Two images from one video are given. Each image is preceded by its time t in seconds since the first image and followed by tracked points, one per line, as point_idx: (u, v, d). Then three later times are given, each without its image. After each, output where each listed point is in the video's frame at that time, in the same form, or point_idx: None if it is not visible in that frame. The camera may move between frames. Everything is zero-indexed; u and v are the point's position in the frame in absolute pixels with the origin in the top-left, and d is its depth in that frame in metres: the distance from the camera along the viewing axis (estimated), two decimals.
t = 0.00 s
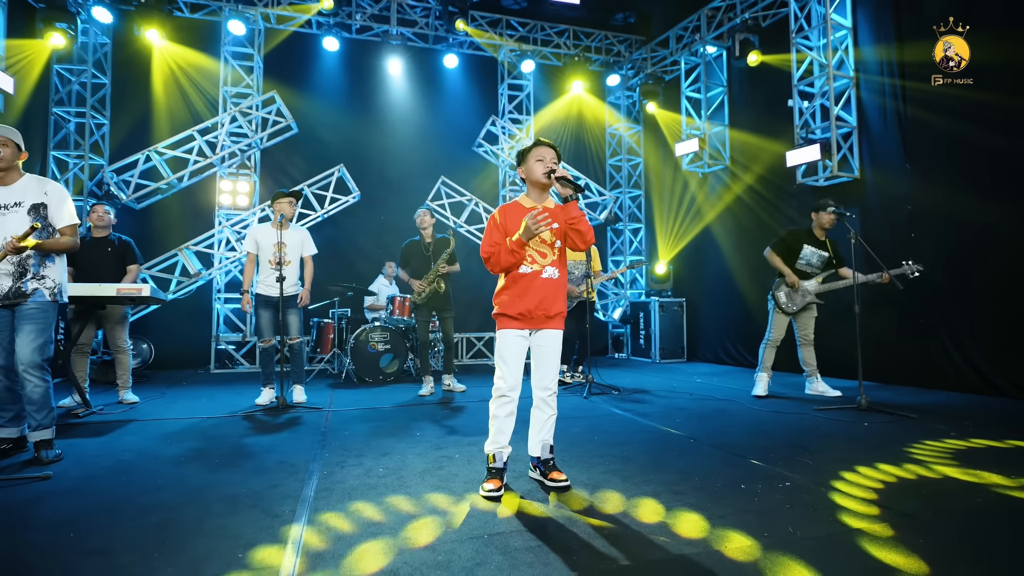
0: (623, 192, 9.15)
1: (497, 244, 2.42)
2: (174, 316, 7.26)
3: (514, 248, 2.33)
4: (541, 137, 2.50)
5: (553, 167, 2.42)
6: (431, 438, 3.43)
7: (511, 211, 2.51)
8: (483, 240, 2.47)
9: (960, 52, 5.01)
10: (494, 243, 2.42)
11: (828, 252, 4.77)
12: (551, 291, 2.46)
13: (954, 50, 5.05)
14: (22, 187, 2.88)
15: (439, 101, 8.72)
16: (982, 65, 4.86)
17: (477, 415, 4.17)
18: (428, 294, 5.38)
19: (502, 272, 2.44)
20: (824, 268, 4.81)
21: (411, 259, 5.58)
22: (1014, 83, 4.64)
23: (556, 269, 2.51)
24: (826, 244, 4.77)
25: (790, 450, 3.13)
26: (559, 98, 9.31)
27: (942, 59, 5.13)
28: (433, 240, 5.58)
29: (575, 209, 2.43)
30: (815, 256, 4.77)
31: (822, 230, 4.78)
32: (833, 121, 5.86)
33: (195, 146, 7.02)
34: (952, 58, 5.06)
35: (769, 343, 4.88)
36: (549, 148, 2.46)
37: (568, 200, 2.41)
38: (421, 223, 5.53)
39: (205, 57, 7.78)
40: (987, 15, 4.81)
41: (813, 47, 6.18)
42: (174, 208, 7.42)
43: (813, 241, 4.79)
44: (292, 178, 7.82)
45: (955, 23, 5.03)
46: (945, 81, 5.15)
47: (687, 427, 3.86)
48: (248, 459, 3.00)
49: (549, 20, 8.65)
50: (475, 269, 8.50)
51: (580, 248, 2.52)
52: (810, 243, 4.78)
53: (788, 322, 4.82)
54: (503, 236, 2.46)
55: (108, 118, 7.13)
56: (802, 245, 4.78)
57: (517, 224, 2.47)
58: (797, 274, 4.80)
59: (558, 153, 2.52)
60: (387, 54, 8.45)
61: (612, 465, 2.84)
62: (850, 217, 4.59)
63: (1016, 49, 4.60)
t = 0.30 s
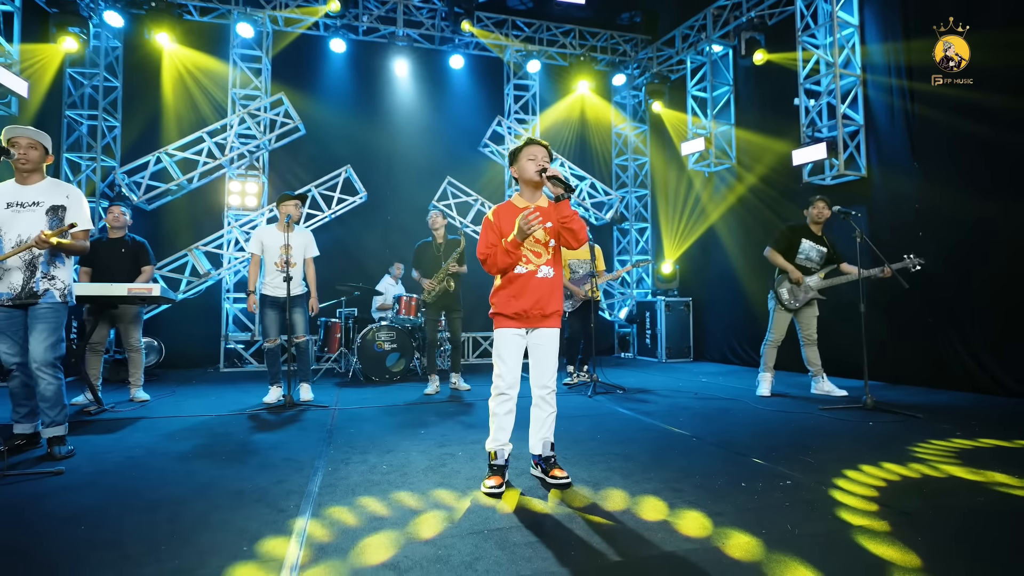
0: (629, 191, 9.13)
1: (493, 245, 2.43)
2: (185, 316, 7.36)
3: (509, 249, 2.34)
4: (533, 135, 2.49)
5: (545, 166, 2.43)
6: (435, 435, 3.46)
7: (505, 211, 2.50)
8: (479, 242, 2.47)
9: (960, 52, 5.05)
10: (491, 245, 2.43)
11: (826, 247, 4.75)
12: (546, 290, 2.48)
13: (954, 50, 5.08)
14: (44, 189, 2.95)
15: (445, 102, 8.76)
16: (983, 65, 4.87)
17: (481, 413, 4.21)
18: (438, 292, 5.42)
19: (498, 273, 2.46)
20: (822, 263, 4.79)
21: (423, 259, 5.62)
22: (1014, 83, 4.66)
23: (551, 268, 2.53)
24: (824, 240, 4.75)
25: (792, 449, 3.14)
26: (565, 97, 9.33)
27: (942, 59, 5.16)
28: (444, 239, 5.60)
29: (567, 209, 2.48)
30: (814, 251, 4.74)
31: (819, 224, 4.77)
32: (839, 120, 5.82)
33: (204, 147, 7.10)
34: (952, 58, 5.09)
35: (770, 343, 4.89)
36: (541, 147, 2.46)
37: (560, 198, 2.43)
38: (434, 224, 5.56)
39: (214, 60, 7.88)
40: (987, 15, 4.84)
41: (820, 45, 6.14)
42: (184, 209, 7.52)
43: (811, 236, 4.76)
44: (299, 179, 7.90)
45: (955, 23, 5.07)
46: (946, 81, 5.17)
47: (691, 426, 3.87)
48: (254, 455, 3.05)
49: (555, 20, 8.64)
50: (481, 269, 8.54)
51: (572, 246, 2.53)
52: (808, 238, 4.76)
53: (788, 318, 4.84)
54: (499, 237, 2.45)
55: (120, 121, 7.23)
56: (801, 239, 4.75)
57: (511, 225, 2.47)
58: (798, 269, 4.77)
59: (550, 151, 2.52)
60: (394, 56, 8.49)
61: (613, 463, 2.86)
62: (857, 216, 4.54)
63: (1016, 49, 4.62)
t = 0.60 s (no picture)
0: (635, 191, 9.08)
1: (486, 245, 2.49)
2: (196, 315, 7.46)
3: (501, 249, 2.36)
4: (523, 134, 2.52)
5: (536, 164, 2.45)
6: (439, 433, 3.50)
7: (497, 211, 2.54)
8: (473, 243, 2.53)
9: (960, 52, 5.08)
10: (484, 245, 2.49)
11: (818, 240, 4.80)
12: (542, 289, 2.49)
13: (954, 50, 5.11)
14: (60, 192, 3.03)
15: (451, 102, 8.80)
16: (985, 64, 4.89)
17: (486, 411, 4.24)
18: (450, 291, 5.42)
19: (492, 273, 2.47)
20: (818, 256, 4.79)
21: (439, 260, 5.69)
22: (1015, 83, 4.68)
23: (545, 266, 2.54)
24: (813, 233, 4.81)
25: (795, 448, 3.14)
26: (570, 96, 9.36)
27: (942, 59, 5.19)
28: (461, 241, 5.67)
29: (558, 205, 2.47)
30: (805, 245, 4.77)
31: (804, 220, 4.85)
32: (846, 118, 5.78)
33: (214, 149, 7.19)
34: (952, 58, 5.12)
35: (775, 343, 4.86)
36: (531, 145, 2.48)
37: (551, 196, 2.44)
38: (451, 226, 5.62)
39: (223, 63, 7.98)
40: (988, 15, 4.87)
41: (827, 43, 6.11)
42: (195, 210, 7.62)
43: (799, 232, 4.83)
44: (308, 180, 7.98)
45: (955, 23, 5.11)
46: (946, 81, 5.20)
47: (694, 425, 3.88)
48: (261, 452, 3.10)
49: (561, 20, 8.65)
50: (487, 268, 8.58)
51: (566, 244, 2.53)
52: (796, 234, 4.81)
53: (794, 317, 4.79)
54: (491, 237, 2.51)
55: (132, 124, 7.35)
56: (789, 237, 4.80)
57: (504, 224, 2.51)
58: (794, 267, 4.77)
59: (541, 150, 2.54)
60: (400, 56, 8.55)
61: (615, 461, 2.88)
62: (863, 212, 4.51)
63: (1016, 50, 4.64)
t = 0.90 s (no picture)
0: (641, 190, 9.08)
1: (477, 245, 2.50)
2: (204, 315, 7.55)
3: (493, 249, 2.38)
4: (513, 133, 2.54)
5: (525, 164, 2.46)
6: (440, 431, 3.53)
7: (489, 211, 2.56)
8: (465, 243, 2.54)
9: (960, 52, 5.09)
10: (475, 245, 2.50)
11: (816, 238, 4.82)
12: (535, 288, 2.51)
13: (954, 50, 5.12)
14: (75, 196, 3.09)
15: (456, 102, 8.83)
16: (986, 64, 4.89)
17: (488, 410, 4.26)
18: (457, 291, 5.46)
19: (485, 272, 2.50)
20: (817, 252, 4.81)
21: (450, 258, 5.79)
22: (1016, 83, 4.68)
23: (538, 265, 2.56)
24: (809, 232, 4.84)
25: (796, 447, 3.14)
26: (575, 96, 9.37)
27: (942, 59, 5.20)
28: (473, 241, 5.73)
29: (549, 205, 2.50)
30: (803, 244, 4.80)
31: (798, 221, 4.89)
32: (852, 117, 5.75)
33: (222, 150, 7.27)
34: (952, 58, 5.13)
35: (780, 343, 4.84)
36: (521, 145, 2.51)
37: (542, 196, 2.44)
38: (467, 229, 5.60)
39: (232, 66, 8.07)
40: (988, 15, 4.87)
41: (833, 41, 6.06)
42: (203, 211, 7.72)
43: (796, 233, 4.86)
44: (314, 180, 8.04)
45: (955, 23, 5.11)
46: (946, 81, 5.21)
47: (696, 424, 3.88)
48: (265, 449, 3.15)
49: (566, 20, 8.63)
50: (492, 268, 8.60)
51: (557, 242, 2.55)
52: (792, 235, 4.84)
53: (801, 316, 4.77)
54: (483, 237, 2.52)
55: (141, 125, 7.45)
56: (785, 238, 4.82)
57: (495, 224, 2.52)
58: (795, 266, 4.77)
59: (531, 149, 2.55)
60: (406, 57, 8.60)
61: (614, 459, 2.89)
62: (866, 211, 4.49)
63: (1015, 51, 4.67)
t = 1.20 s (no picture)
0: (647, 189, 9.02)
1: (469, 245, 2.55)
2: (212, 313, 7.64)
3: (485, 249, 2.42)
4: (503, 132, 2.57)
5: (515, 161, 2.48)
6: (442, 428, 3.56)
7: (481, 210, 2.59)
8: (458, 242, 2.59)
9: (960, 52, 5.09)
10: (468, 244, 2.55)
11: (819, 237, 4.83)
12: (528, 286, 2.54)
13: (954, 50, 5.12)
14: (82, 193, 3.16)
15: (461, 102, 8.87)
16: (989, 64, 4.89)
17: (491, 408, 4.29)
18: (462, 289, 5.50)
19: (478, 272, 2.54)
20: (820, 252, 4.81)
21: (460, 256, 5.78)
22: (1019, 83, 4.67)
23: (531, 263, 2.58)
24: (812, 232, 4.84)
25: (796, 445, 3.15)
26: (580, 95, 9.40)
27: (942, 59, 5.20)
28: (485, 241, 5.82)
29: (541, 203, 2.48)
30: (806, 243, 4.80)
31: (801, 221, 4.90)
32: (857, 115, 5.72)
33: (229, 151, 7.35)
34: (952, 58, 5.13)
35: (784, 342, 4.83)
36: (511, 143, 2.53)
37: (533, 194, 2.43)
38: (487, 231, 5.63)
39: (239, 68, 8.16)
40: (989, 15, 4.88)
41: (837, 38, 6.04)
42: (211, 211, 7.82)
43: (797, 232, 4.87)
44: (321, 181, 8.12)
45: (955, 24, 5.12)
46: (946, 81, 5.20)
47: (697, 422, 3.89)
48: (270, 444, 3.20)
49: (570, 20, 8.65)
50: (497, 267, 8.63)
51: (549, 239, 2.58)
52: (794, 234, 4.86)
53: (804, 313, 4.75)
54: (476, 236, 2.56)
55: (151, 127, 7.56)
56: (787, 238, 4.84)
57: (487, 223, 2.56)
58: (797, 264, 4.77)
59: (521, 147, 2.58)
60: (411, 58, 8.67)
61: (613, 456, 2.91)
62: (869, 209, 4.47)
63: (1016, 52, 4.67)
